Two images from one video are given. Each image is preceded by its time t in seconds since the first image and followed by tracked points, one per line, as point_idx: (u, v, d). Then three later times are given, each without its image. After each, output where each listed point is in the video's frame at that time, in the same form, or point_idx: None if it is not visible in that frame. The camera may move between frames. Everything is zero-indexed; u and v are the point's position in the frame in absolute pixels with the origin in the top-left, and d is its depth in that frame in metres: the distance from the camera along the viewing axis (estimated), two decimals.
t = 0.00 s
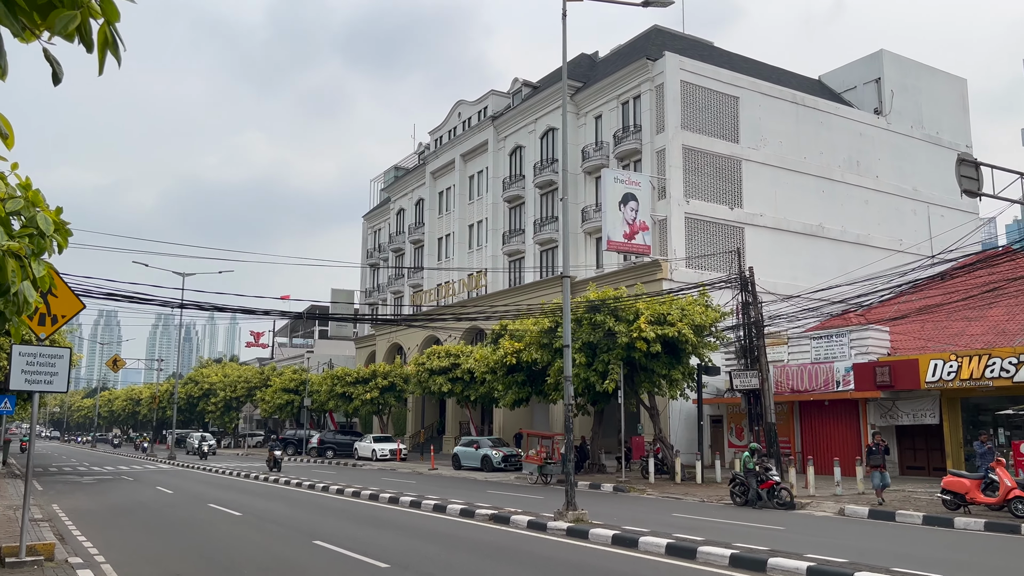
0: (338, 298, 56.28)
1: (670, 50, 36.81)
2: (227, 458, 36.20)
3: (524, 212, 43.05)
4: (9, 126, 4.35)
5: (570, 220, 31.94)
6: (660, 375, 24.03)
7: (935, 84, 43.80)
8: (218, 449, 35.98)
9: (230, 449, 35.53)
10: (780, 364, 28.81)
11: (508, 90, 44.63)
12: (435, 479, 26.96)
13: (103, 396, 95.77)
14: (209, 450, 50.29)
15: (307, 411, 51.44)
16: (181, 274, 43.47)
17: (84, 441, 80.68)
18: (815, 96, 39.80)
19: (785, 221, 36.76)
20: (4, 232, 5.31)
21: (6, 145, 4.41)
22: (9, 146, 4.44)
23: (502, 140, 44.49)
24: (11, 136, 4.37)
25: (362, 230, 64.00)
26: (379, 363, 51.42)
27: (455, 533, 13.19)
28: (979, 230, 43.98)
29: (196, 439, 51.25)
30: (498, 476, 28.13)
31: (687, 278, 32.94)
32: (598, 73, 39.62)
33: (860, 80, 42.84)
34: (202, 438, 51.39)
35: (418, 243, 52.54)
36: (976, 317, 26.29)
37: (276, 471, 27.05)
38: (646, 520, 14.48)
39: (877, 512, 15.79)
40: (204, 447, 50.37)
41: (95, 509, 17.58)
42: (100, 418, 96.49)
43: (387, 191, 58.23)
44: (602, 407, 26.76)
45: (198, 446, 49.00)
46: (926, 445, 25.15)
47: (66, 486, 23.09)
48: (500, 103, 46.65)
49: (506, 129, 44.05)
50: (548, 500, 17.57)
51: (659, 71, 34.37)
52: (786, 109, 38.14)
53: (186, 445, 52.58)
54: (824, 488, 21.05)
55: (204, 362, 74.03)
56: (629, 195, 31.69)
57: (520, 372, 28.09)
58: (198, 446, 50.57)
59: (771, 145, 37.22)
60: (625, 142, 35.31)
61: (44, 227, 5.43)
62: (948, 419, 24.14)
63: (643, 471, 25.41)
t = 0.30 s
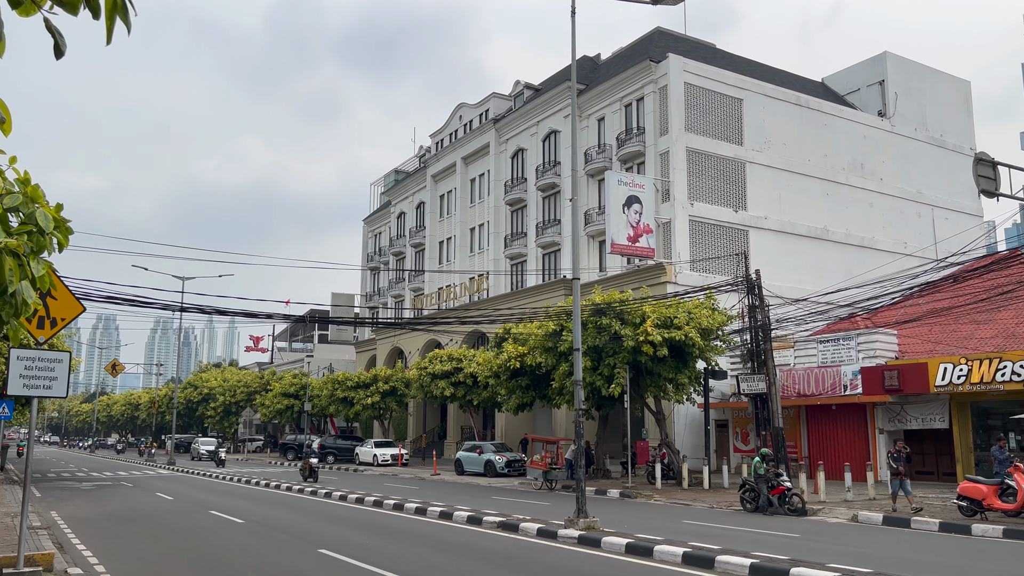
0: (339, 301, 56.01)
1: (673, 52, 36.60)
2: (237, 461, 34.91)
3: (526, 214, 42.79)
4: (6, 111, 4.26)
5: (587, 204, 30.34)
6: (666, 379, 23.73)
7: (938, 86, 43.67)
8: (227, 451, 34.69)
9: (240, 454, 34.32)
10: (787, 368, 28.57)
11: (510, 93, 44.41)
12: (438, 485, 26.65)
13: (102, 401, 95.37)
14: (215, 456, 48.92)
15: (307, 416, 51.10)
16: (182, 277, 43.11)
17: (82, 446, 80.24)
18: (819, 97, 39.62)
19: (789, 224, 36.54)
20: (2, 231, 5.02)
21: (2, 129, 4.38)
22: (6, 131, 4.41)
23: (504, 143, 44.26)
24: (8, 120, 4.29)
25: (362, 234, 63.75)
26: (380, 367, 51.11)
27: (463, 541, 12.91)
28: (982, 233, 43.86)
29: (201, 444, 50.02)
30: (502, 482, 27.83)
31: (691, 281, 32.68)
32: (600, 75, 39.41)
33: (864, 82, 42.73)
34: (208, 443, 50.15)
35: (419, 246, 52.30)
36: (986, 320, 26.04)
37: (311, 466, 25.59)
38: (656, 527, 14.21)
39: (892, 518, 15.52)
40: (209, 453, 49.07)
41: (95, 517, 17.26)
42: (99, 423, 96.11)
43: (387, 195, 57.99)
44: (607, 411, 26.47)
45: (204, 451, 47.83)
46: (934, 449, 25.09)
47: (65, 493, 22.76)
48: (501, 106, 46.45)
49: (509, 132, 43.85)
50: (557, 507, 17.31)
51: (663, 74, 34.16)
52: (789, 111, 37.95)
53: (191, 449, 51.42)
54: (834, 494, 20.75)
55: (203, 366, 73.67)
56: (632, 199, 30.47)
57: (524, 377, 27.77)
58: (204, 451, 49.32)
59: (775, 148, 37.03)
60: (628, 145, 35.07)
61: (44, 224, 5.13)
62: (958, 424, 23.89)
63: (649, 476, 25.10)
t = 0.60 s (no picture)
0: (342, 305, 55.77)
1: (678, 52, 36.38)
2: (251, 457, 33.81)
3: (530, 216, 42.54)
4: None
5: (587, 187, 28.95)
6: (674, 382, 23.43)
7: (944, 86, 43.42)
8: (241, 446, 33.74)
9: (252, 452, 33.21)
10: (795, 370, 28.31)
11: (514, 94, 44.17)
12: (443, 489, 26.36)
13: (104, 405, 95.08)
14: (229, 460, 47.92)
15: (310, 419, 50.81)
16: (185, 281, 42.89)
17: (83, 450, 79.93)
18: (824, 98, 39.41)
19: (796, 225, 36.29)
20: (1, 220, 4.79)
21: None
22: None
23: (507, 144, 44.03)
24: None
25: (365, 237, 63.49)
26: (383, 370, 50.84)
27: (472, 546, 12.65)
28: (988, 234, 43.60)
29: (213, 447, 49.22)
30: (508, 485, 27.54)
31: (697, 282, 32.41)
32: (604, 76, 39.19)
33: (869, 83, 42.47)
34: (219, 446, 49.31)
35: (422, 248, 52.07)
36: (997, 321, 25.76)
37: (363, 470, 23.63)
38: (668, 532, 13.95)
39: (908, 522, 15.25)
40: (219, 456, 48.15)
41: (97, 522, 16.99)
42: (101, 427, 96.04)
43: (390, 197, 57.78)
44: (614, 414, 26.20)
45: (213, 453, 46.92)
46: (946, 452, 24.65)
47: (66, 497, 22.50)
48: (505, 107, 46.22)
49: (512, 134, 43.62)
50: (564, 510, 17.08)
51: (668, 74, 33.93)
52: (795, 112, 37.73)
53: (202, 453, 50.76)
54: (846, 497, 20.45)
55: (205, 370, 73.39)
56: (638, 199, 29.90)
57: (529, 379, 27.48)
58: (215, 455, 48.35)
59: (781, 149, 36.80)
60: (633, 145, 34.83)
61: (43, 214, 4.88)
62: (970, 425, 23.71)
63: (658, 479, 24.81)
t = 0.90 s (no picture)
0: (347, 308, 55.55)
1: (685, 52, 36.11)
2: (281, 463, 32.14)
3: (537, 219, 42.27)
4: None
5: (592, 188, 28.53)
6: (686, 385, 23.10)
7: (953, 87, 43.06)
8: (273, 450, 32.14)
9: (280, 459, 31.70)
10: (806, 373, 27.99)
11: (520, 96, 43.92)
12: (451, 494, 26.08)
13: (109, 409, 94.99)
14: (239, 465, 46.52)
15: (316, 424, 50.53)
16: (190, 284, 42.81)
17: (88, 455, 79.78)
18: (833, 98, 39.09)
19: (805, 227, 35.99)
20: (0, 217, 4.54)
21: None
22: None
23: (513, 147, 43.78)
24: None
25: (370, 240, 63.29)
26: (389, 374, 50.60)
27: (485, 554, 12.36)
28: (999, 235, 43.24)
29: (224, 452, 47.96)
30: (516, 490, 27.24)
31: (707, 284, 32.10)
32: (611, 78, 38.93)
33: (878, 83, 42.16)
34: (231, 451, 47.95)
35: (428, 252, 51.83)
36: (1013, 323, 25.40)
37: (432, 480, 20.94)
38: (684, 539, 13.68)
39: (929, 528, 14.92)
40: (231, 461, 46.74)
41: (102, 529, 16.73)
42: (105, 432, 95.86)
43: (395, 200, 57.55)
44: (623, 418, 25.89)
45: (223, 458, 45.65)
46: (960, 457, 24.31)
47: (71, 503, 22.25)
48: (510, 109, 45.98)
49: (518, 136, 43.37)
50: (578, 518, 16.80)
51: (676, 75, 33.65)
52: (804, 113, 37.42)
53: (212, 458, 49.60)
54: (862, 502, 20.09)
55: (210, 374, 73.22)
56: (647, 201, 29.60)
57: (538, 383, 27.20)
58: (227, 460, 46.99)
59: (790, 150, 36.51)
60: (641, 147, 34.56)
61: (45, 212, 4.61)
62: (986, 428, 23.38)
63: (669, 484, 24.49)
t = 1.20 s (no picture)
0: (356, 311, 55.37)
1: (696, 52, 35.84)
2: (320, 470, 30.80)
3: (546, 220, 42.05)
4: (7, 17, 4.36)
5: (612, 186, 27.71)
6: (700, 387, 22.80)
7: (966, 85, 42.68)
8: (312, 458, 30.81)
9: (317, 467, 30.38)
10: (821, 375, 27.67)
11: (529, 97, 43.69)
12: (463, 497, 25.83)
13: (119, 414, 95.10)
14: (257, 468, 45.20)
15: (325, 427, 50.36)
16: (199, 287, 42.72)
17: (97, 459, 79.81)
18: (845, 97, 38.77)
19: (818, 226, 35.65)
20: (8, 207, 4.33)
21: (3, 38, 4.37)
22: (7, 44, 4.44)
23: (522, 148, 43.55)
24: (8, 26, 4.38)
25: (378, 243, 63.15)
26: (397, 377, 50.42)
27: (503, 558, 12.11)
28: (1013, 235, 42.79)
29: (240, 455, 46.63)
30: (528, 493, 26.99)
31: (719, 285, 31.78)
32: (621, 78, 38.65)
33: (890, 82, 41.84)
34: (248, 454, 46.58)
35: (436, 254, 51.66)
36: None
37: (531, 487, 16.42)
38: (705, 543, 13.43)
39: (953, 532, 14.62)
40: (249, 465, 45.38)
41: (112, 533, 16.55)
42: (114, 436, 96.03)
43: (403, 203, 57.42)
44: (636, 420, 25.66)
45: (241, 462, 44.29)
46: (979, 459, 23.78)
47: (81, 507, 22.11)
48: (519, 111, 45.79)
49: (527, 137, 43.14)
50: (596, 523, 16.48)
51: (686, 74, 33.37)
52: (816, 112, 37.11)
53: (228, 462, 48.46)
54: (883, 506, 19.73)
55: (219, 378, 73.18)
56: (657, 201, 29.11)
57: (549, 385, 26.93)
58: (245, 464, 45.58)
59: (802, 149, 36.20)
60: (651, 147, 34.31)
61: (56, 201, 4.43)
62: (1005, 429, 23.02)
63: (684, 487, 24.17)
